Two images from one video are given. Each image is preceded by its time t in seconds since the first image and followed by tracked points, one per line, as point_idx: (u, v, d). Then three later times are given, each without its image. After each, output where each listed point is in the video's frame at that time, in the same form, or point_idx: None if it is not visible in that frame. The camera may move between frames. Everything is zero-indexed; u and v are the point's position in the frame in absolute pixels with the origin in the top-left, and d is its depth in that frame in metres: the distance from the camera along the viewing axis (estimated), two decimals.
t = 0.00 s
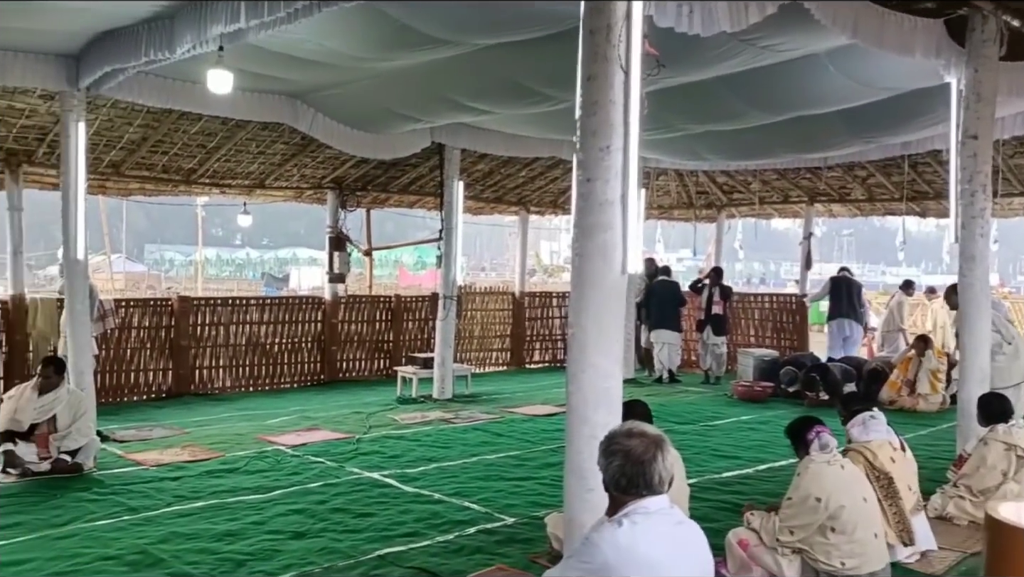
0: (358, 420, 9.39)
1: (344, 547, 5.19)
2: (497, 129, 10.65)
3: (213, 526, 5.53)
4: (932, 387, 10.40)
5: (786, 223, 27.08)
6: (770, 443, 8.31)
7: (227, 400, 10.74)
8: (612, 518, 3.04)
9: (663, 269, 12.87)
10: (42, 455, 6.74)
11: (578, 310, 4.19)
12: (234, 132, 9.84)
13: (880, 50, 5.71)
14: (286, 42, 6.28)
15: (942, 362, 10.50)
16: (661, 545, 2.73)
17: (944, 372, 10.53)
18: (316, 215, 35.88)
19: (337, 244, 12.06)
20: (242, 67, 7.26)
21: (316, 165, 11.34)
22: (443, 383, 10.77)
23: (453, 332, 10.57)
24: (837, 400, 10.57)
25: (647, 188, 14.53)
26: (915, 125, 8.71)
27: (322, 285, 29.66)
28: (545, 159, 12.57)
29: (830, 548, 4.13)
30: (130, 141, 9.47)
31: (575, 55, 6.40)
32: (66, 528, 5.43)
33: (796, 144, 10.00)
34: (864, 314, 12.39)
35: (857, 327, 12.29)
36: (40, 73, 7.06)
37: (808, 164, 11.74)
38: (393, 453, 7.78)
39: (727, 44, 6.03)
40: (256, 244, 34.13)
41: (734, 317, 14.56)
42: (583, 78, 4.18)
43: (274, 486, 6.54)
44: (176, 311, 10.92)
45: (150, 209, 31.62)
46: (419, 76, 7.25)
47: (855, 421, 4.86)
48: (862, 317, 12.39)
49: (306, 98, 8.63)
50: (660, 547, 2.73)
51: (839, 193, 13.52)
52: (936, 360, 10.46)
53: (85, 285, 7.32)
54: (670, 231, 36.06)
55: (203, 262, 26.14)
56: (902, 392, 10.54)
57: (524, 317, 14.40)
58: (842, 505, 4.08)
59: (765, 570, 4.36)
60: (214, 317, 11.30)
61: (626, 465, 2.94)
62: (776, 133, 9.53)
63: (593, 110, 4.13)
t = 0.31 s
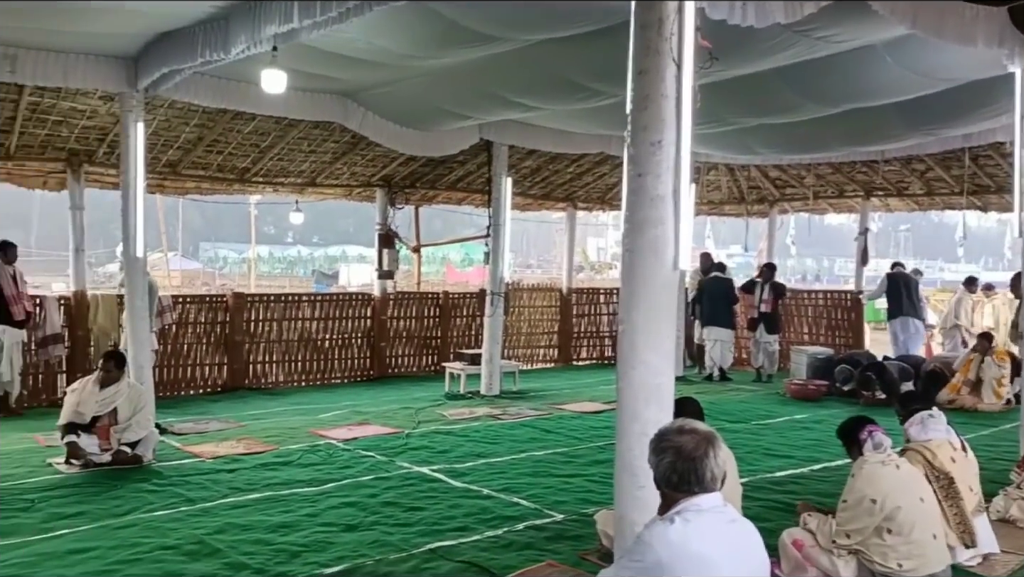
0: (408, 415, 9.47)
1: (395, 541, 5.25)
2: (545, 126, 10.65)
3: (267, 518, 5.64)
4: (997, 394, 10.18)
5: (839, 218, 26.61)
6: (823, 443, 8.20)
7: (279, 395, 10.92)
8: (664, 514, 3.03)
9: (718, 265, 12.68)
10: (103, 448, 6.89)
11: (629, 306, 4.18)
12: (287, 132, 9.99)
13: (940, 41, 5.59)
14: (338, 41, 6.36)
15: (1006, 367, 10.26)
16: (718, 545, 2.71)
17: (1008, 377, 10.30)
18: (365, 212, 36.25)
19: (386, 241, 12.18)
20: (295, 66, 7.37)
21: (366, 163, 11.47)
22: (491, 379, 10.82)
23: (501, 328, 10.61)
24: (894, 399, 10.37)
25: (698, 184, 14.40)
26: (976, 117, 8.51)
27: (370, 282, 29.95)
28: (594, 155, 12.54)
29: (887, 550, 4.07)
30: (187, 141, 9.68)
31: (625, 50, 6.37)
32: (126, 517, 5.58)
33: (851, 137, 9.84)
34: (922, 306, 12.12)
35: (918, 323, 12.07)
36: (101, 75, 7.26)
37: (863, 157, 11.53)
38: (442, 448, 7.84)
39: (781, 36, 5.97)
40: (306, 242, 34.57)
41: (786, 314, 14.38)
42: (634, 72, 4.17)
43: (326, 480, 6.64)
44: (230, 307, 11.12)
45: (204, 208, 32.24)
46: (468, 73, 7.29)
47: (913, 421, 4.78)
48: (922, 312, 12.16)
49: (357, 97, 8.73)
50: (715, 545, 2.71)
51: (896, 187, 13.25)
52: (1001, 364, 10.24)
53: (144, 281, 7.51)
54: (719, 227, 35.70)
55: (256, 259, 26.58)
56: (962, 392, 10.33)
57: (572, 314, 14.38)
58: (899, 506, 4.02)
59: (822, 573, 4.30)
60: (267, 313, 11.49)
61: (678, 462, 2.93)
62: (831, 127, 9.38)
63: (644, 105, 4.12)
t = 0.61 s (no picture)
0: (457, 412, 9.53)
1: (445, 537, 5.29)
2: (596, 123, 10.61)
3: (320, 512, 5.72)
4: None
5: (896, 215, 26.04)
6: (880, 444, 8.06)
7: (331, 391, 11.06)
8: (717, 515, 3.01)
9: (774, 263, 12.51)
10: (162, 441, 7.07)
11: (682, 304, 4.15)
12: (338, 132, 10.11)
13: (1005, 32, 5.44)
14: (389, 41, 6.41)
15: None
16: (773, 546, 2.68)
17: None
18: (414, 211, 36.51)
19: (436, 239, 12.26)
20: (347, 67, 7.45)
21: (416, 162, 11.56)
22: (540, 377, 10.83)
23: (550, 326, 10.62)
24: (954, 400, 10.15)
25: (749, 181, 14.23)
26: None
27: (419, 280, 30.14)
28: (644, 152, 12.46)
29: (948, 555, 3.98)
30: (242, 142, 9.85)
31: (677, 46, 6.31)
32: (184, 509, 5.71)
33: (910, 132, 9.63)
34: (983, 306, 11.85)
35: (980, 323, 11.82)
36: (160, 78, 7.43)
37: (923, 152, 11.28)
38: (492, 445, 7.87)
39: (837, 29, 5.86)
40: (356, 240, 34.91)
41: (842, 313, 14.14)
42: (687, 67, 4.14)
43: (378, 475, 6.71)
44: (284, 304, 11.29)
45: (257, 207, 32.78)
46: (518, 71, 7.29)
47: (980, 422, 4.66)
48: (983, 310, 11.89)
49: (407, 96, 8.80)
50: (769, 546, 2.68)
51: (957, 182, 12.93)
52: None
53: (201, 279, 7.67)
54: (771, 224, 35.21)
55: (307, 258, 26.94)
56: None
57: (621, 312, 14.32)
58: (961, 511, 3.92)
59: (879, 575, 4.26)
60: (318, 311, 11.64)
61: (731, 461, 2.91)
62: (889, 120, 9.19)
63: (697, 100, 4.09)
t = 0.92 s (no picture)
0: (504, 411, 9.54)
1: (494, 535, 5.30)
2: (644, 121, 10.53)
3: (370, 509, 5.77)
4: None
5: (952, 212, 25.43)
6: (937, 447, 7.88)
7: (379, 389, 11.16)
8: (770, 516, 2.97)
9: (828, 261, 12.30)
10: (216, 437, 7.21)
11: (733, 302, 4.11)
12: (386, 132, 10.19)
13: None
14: (438, 41, 6.44)
15: None
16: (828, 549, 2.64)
17: None
18: (461, 210, 36.65)
19: (483, 238, 12.29)
20: (396, 67, 7.51)
21: (463, 161, 11.60)
22: (587, 376, 10.80)
23: (597, 325, 10.59)
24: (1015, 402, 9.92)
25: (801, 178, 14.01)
26: None
27: (466, 279, 30.22)
28: (693, 149, 12.34)
29: (1009, 560, 3.92)
30: (293, 143, 9.99)
31: (727, 42, 6.24)
32: (238, 504, 5.80)
33: (968, 126, 9.40)
34: None
35: None
36: (214, 81, 7.56)
37: (982, 147, 11.00)
38: (539, 444, 7.87)
39: (893, 22, 5.75)
40: (403, 240, 35.14)
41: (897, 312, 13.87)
42: (739, 62, 4.10)
43: (426, 473, 6.75)
44: (333, 303, 11.42)
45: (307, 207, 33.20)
46: (566, 69, 7.28)
47: None
48: None
49: (454, 96, 8.83)
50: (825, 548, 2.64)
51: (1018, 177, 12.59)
52: None
53: (253, 278, 7.80)
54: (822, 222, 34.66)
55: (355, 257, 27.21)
56: None
57: (669, 312, 14.21)
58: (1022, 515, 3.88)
59: None
60: (367, 310, 11.74)
61: (784, 462, 2.86)
62: (946, 115, 8.99)
63: (750, 96, 4.05)
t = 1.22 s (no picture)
0: (550, 410, 9.53)
1: (541, 534, 5.30)
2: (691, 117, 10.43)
3: (417, 506, 5.80)
4: None
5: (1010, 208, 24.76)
6: (996, 448, 7.69)
7: (425, 388, 11.22)
8: (824, 517, 2.92)
9: (882, 258, 12.08)
10: (266, 435, 7.30)
11: (785, 299, 4.05)
12: (432, 132, 10.22)
13: None
14: (484, 40, 6.44)
15: None
16: (884, 549, 2.59)
17: None
18: (506, 210, 36.70)
19: (527, 238, 12.28)
20: (442, 67, 7.54)
21: (507, 160, 11.60)
22: (633, 375, 10.74)
23: (643, 325, 10.53)
24: None
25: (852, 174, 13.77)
26: None
27: (510, 278, 30.24)
28: (740, 146, 12.19)
29: None
30: (340, 144, 10.08)
31: (777, 36, 6.15)
32: (288, 501, 5.88)
33: None
34: None
35: None
36: (263, 84, 7.66)
37: None
38: (586, 444, 7.84)
39: (948, 13, 5.62)
40: (448, 240, 35.26)
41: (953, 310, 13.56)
42: (791, 56, 4.04)
43: (472, 471, 6.77)
44: (380, 303, 11.50)
45: (353, 209, 33.51)
46: (611, 66, 7.24)
47: None
48: None
49: (500, 96, 8.83)
50: (881, 549, 2.58)
51: None
52: None
53: (302, 278, 7.89)
54: (872, 219, 34.04)
55: (400, 257, 27.39)
56: None
57: (716, 311, 14.06)
58: None
59: None
60: (413, 309, 11.82)
61: (839, 461, 2.81)
62: (1004, 107, 8.76)
63: (801, 90, 3.99)
